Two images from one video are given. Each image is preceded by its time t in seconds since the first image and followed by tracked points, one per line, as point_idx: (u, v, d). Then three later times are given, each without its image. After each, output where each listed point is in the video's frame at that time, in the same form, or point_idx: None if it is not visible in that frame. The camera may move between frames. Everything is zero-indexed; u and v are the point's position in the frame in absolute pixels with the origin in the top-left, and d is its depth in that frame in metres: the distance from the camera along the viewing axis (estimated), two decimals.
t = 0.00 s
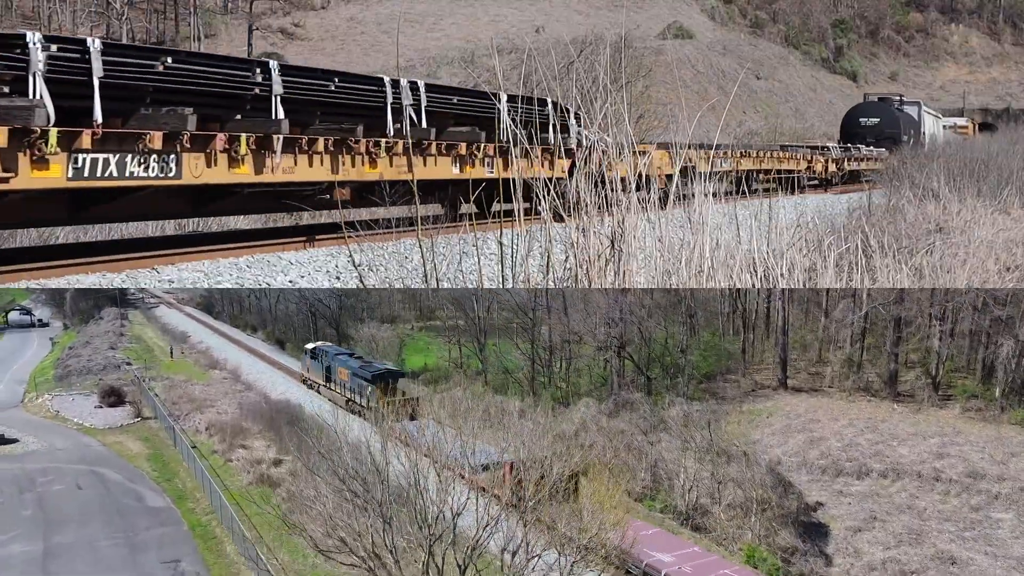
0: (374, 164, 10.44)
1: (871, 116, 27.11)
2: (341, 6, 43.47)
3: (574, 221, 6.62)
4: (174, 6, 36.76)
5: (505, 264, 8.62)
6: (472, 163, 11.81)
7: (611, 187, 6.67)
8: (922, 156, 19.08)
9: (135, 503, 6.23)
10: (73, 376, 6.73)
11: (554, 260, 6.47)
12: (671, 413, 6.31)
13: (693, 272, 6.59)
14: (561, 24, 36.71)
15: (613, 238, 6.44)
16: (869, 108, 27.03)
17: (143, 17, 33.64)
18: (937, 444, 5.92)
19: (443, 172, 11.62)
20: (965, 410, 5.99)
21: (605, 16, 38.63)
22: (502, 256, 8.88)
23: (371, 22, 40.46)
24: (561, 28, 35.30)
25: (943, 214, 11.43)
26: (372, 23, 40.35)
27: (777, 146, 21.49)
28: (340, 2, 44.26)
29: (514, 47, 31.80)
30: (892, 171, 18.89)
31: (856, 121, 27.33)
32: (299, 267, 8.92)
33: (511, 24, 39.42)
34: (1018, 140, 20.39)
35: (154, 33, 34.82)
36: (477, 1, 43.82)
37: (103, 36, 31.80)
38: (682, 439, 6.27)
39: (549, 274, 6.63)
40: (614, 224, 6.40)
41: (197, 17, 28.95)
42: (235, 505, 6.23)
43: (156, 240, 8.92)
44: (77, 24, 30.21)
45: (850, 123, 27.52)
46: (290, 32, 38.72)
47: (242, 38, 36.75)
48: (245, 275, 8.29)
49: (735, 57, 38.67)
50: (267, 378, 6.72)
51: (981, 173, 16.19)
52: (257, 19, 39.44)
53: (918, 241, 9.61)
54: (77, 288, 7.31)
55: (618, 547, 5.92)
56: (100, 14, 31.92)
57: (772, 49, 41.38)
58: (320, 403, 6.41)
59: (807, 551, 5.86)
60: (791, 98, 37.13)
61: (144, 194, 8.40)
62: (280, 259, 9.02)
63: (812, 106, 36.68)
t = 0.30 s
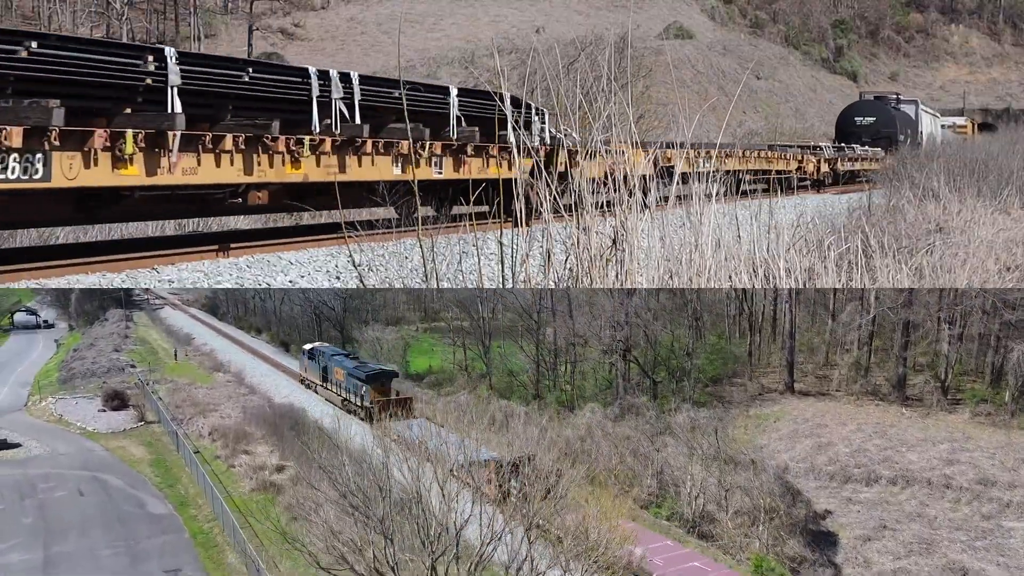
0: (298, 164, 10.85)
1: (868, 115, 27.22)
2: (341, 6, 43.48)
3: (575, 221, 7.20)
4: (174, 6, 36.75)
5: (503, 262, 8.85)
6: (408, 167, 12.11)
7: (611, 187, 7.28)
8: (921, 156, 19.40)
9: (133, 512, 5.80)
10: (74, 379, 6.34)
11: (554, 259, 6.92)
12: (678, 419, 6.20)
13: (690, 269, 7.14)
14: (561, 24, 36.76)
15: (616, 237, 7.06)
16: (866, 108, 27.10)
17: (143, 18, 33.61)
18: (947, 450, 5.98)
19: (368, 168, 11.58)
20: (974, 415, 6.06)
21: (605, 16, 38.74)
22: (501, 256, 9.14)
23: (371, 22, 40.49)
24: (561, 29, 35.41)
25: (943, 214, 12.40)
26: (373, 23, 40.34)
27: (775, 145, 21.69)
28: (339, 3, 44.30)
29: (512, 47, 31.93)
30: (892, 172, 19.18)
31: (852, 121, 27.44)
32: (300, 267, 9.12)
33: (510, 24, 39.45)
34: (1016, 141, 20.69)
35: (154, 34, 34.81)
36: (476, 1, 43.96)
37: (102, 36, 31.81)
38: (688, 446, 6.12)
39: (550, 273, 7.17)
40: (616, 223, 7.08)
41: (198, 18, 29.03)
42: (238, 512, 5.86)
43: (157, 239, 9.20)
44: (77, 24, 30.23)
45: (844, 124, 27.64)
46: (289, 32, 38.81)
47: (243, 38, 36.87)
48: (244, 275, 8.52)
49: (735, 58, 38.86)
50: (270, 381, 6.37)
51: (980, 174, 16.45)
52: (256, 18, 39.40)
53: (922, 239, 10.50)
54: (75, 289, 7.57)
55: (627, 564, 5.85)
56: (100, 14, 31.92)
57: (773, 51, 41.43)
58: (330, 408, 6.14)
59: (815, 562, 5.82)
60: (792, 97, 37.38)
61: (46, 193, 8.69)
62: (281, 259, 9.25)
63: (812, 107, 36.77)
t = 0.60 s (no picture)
0: (201, 164, 8.95)
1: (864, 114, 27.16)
2: (342, 7, 43.45)
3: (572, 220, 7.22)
4: (174, 6, 36.73)
5: (504, 263, 8.80)
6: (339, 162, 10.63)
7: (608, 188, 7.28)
8: (922, 156, 19.39)
9: (138, 518, 5.68)
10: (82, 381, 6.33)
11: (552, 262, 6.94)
12: (685, 426, 6.14)
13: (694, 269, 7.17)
14: (562, 23, 36.68)
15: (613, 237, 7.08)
16: (862, 105, 27.06)
17: (142, 18, 33.57)
18: (958, 457, 5.79)
19: (303, 170, 10.15)
20: (984, 419, 5.91)
21: (606, 16, 38.67)
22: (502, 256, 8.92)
23: (372, 23, 40.43)
24: (561, 29, 35.35)
25: (944, 214, 12.40)
26: (373, 24, 40.33)
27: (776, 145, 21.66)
28: (340, 3, 44.31)
29: (511, 47, 31.87)
30: (892, 171, 19.15)
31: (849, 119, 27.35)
32: (300, 267, 9.03)
33: (511, 24, 39.29)
34: (1017, 140, 20.51)
35: (154, 34, 34.81)
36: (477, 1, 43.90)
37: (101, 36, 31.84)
38: (695, 452, 6.04)
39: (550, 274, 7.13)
40: (615, 224, 7.09)
41: (195, 17, 29.03)
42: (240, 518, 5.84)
43: (157, 239, 9.17)
44: (76, 24, 30.22)
45: (840, 122, 27.64)
46: (290, 32, 38.82)
47: (242, 38, 36.84)
48: (245, 275, 8.40)
49: (735, 59, 38.92)
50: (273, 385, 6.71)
51: (981, 173, 16.39)
52: (256, 19, 39.36)
53: (921, 240, 10.52)
54: (73, 286, 7.42)
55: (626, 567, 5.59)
56: (100, 14, 31.98)
57: (775, 51, 41.37)
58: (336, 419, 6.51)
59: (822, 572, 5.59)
60: (794, 97, 37.50)
61: (5, 200, 7.74)
62: (280, 259, 9.07)
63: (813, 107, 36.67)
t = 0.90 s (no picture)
0: (77, 164, 8.14)
1: (859, 113, 26.89)
2: (342, 6, 43.40)
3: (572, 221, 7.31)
4: (174, 7, 36.66)
5: (504, 262, 8.82)
6: (253, 162, 10.03)
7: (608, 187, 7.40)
8: (922, 156, 19.51)
9: (139, 525, 5.54)
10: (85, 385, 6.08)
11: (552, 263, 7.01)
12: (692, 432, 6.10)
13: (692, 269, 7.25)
14: (562, 23, 36.61)
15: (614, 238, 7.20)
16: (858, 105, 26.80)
17: (142, 19, 33.49)
18: (968, 463, 5.90)
19: (206, 171, 9.45)
20: (994, 424, 5.98)
21: (606, 16, 38.57)
22: (502, 256, 8.97)
23: (372, 22, 40.22)
24: (562, 29, 35.26)
25: (943, 214, 12.46)
26: (373, 24, 40.07)
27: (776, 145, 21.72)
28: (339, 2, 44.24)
29: (512, 48, 31.79)
30: (892, 171, 19.23)
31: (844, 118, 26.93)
32: (300, 267, 8.96)
33: (511, 24, 39.20)
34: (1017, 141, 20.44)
35: (154, 35, 34.77)
36: (477, 1, 43.85)
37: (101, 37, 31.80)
38: (700, 459, 6.02)
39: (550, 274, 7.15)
40: (615, 225, 7.24)
41: (196, 19, 29.00)
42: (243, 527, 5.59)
43: (157, 239, 9.34)
44: (76, 25, 30.19)
45: (833, 121, 27.29)
46: (290, 33, 38.75)
47: (243, 39, 36.85)
48: (245, 276, 8.35)
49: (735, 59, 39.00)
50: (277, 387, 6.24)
51: (981, 172, 16.43)
52: (257, 18, 39.23)
53: (919, 240, 10.73)
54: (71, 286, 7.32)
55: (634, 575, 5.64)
56: (100, 15, 31.95)
57: (775, 50, 41.34)
58: (347, 425, 6.08)
59: None
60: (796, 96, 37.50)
61: None
62: (281, 259, 9.06)
63: (813, 105, 36.59)
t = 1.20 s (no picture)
0: None
1: (854, 112, 26.84)
2: (342, 6, 43.36)
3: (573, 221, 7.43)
4: (174, 6, 36.63)
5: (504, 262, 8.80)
6: (144, 160, 9.00)
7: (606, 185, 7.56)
8: (922, 157, 19.57)
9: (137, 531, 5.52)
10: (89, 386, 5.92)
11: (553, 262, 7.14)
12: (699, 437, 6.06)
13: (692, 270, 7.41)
14: (562, 23, 36.49)
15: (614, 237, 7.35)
16: (853, 104, 26.80)
17: (142, 19, 33.44)
18: (979, 469, 5.84)
19: (82, 171, 8.44)
20: (1006, 428, 5.89)
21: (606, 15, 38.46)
22: (501, 256, 8.96)
23: (371, 22, 40.21)
24: (562, 29, 35.20)
25: (943, 214, 12.46)
26: (373, 23, 40.06)
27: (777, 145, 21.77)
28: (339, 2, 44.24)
29: (512, 48, 31.71)
30: (893, 171, 19.27)
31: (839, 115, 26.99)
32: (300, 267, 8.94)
33: (511, 24, 39.12)
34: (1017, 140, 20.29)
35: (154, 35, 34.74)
36: (477, 1, 43.84)
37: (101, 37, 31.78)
38: (707, 466, 5.96)
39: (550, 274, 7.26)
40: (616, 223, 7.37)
41: (196, 19, 28.98)
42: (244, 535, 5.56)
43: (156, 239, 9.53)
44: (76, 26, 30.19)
45: (829, 120, 27.43)
46: (290, 32, 38.77)
47: (243, 39, 36.83)
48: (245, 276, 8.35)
49: (735, 57, 38.98)
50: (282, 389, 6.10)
51: (981, 172, 16.39)
52: (257, 18, 39.22)
53: (919, 240, 10.81)
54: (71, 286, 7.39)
55: None
56: (100, 15, 31.94)
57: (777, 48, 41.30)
58: (350, 429, 5.95)
59: None
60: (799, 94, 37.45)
61: None
62: (281, 260, 9.08)
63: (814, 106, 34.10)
